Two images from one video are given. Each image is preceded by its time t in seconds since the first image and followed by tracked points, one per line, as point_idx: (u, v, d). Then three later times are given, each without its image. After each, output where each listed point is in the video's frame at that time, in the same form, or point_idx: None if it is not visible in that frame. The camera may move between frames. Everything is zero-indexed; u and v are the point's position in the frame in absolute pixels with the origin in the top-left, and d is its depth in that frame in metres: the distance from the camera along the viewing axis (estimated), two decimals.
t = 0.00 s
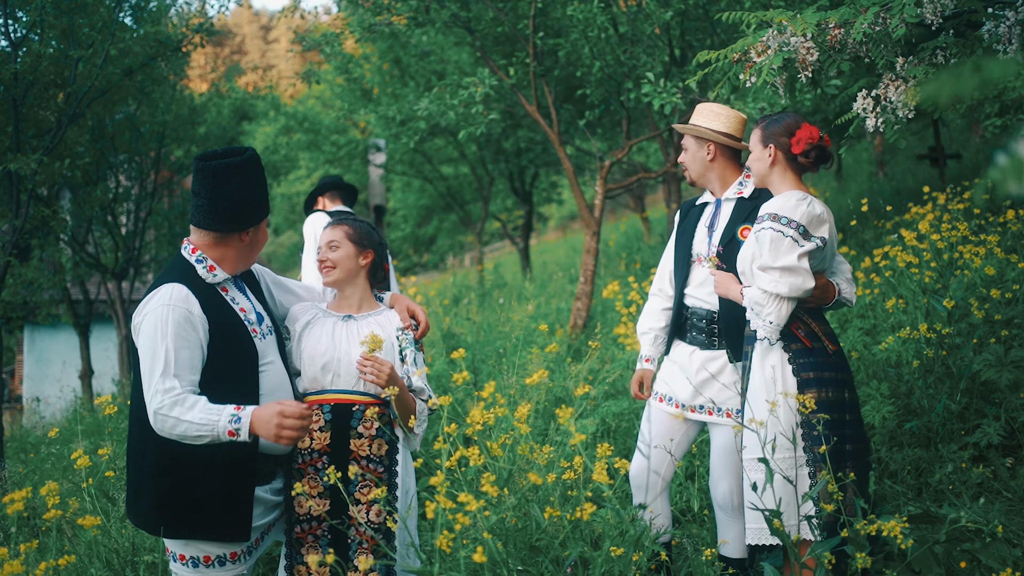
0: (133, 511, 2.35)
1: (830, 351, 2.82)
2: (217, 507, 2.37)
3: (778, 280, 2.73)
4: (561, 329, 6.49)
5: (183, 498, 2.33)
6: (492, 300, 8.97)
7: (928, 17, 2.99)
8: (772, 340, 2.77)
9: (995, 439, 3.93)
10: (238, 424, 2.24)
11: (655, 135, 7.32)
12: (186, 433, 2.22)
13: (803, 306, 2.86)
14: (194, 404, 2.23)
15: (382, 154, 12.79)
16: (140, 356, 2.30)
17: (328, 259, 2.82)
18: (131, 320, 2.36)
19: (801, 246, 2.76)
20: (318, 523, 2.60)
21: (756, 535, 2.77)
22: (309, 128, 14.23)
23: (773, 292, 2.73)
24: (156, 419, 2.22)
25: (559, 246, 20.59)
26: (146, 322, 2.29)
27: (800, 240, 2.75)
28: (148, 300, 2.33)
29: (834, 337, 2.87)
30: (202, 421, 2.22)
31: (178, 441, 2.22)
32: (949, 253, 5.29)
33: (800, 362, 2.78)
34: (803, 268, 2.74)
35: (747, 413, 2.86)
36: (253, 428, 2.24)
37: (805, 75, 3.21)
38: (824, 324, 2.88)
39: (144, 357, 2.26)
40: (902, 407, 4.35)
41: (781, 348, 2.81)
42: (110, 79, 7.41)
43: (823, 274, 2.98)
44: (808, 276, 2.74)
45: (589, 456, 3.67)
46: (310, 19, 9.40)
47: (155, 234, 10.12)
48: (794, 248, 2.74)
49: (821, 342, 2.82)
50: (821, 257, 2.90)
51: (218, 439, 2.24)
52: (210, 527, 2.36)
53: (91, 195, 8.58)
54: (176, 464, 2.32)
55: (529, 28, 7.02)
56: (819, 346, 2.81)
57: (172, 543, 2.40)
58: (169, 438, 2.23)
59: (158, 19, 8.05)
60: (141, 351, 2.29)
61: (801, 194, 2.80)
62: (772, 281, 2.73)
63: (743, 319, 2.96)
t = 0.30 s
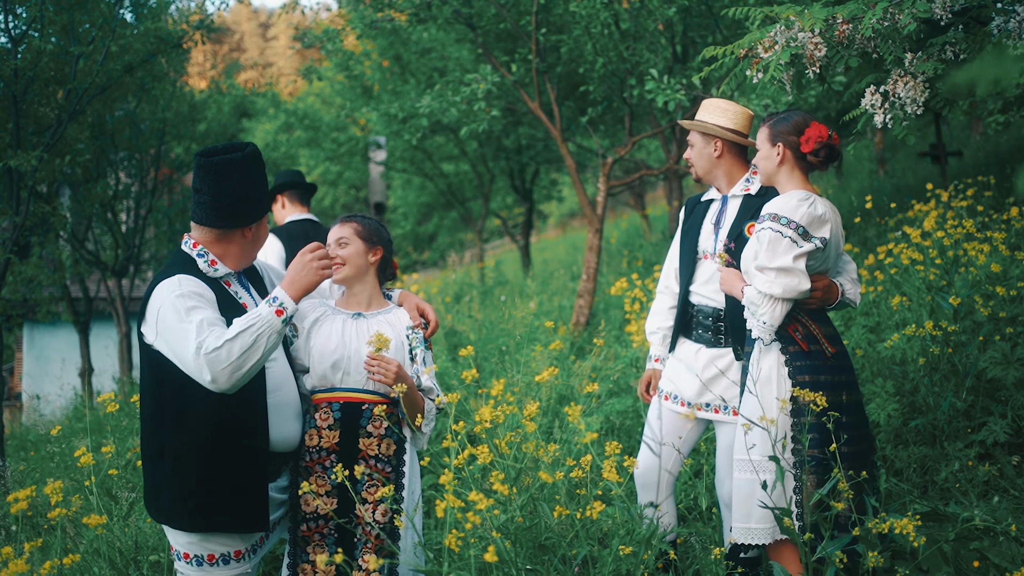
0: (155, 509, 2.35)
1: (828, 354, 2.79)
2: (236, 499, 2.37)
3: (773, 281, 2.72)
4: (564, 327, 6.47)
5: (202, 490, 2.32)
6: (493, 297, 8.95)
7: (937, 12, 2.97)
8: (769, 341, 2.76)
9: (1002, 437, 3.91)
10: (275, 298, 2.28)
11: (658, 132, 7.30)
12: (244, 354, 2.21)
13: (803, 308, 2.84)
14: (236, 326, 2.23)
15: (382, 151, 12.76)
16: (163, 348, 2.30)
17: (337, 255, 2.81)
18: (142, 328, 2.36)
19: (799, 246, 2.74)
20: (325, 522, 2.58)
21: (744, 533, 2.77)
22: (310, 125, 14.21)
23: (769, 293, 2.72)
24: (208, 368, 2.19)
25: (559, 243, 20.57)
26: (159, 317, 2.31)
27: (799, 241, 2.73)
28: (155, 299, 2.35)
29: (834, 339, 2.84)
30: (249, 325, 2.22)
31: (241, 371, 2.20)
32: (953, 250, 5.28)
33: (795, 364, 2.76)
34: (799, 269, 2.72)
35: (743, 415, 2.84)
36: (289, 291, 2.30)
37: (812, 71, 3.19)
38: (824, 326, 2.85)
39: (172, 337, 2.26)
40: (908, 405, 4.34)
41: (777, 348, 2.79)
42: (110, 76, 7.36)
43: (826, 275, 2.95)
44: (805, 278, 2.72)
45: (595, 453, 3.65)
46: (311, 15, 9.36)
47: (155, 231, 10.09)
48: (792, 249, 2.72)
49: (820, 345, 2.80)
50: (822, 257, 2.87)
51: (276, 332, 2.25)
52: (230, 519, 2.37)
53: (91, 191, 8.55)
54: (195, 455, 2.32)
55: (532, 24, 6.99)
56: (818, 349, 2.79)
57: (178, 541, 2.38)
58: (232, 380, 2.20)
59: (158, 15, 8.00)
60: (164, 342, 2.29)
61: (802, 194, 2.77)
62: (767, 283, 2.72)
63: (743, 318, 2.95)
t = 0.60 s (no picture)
0: (164, 505, 2.34)
1: (825, 354, 2.78)
2: (248, 493, 2.35)
3: (767, 281, 2.71)
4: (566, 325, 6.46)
5: (211, 483, 2.32)
6: (494, 295, 8.94)
7: (942, 9, 2.94)
8: (765, 340, 2.75)
9: (1005, 436, 3.91)
10: (280, 227, 2.40)
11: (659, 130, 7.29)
12: (275, 280, 2.30)
13: (800, 308, 2.82)
14: (255, 264, 2.32)
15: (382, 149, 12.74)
16: (183, 328, 2.29)
17: (339, 254, 2.78)
18: (149, 324, 2.34)
19: (793, 247, 2.71)
20: (326, 522, 2.57)
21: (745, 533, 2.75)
22: (309, 123, 14.20)
23: (764, 293, 2.71)
24: (249, 300, 2.25)
25: (558, 241, 20.56)
26: (169, 302, 2.28)
27: (793, 240, 2.71)
28: (159, 292, 2.32)
29: (832, 340, 2.82)
30: (267, 256, 2.32)
31: (279, 294, 2.28)
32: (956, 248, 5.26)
33: (790, 367, 2.76)
34: (793, 270, 2.69)
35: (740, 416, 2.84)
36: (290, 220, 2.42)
37: (816, 68, 3.16)
38: (822, 327, 2.83)
39: (196, 303, 2.26)
40: (912, 404, 4.33)
41: (773, 349, 2.79)
42: (110, 73, 7.33)
43: (823, 274, 2.94)
44: (798, 278, 2.70)
45: (598, 451, 3.65)
46: (311, 12, 9.33)
47: (155, 230, 10.08)
48: (787, 250, 2.70)
49: (817, 345, 2.78)
50: (819, 257, 2.85)
51: (294, 256, 2.36)
52: (242, 513, 2.35)
53: (91, 189, 8.54)
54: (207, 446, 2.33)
55: (532, 21, 6.98)
56: (815, 349, 2.78)
57: (181, 540, 2.37)
58: (275, 305, 2.27)
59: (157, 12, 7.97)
60: (186, 318, 2.27)
61: (797, 194, 2.75)
62: (758, 281, 2.72)
63: (741, 319, 2.94)
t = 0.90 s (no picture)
0: (167, 506, 2.33)
1: (822, 350, 2.77)
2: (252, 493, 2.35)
3: (762, 277, 2.70)
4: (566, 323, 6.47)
5: (214, 483, 2.31)
6: (494, 293, 8.94)
7: (945, 8, 2.94)
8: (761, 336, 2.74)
9: (1006, 435, 3.91)
10: (264, 232, 2.31)
11: (659, 128, 7.29)
12: (280, 289, 2.27)
13: (797, 304, 2.81)
14: (255, 277, 2.26)
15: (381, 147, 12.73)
16: (196, 337, 2.29)
17: (338, 254, 2.77)
18: (155, 328, 2.33)
19: (788, 241, 2.71)
20: (325, 522, 2.56)
21: (749, 532, 2.73)
22: (309, 121, 14.19)
23: (760, 291, 2.70)
24: (264, 317, 2.22)
25: (557, 239, 20.56)
26: (176, 308, 2.27)
27: (788, 235, 2.70)
28: (164, 297, 2.30)
29: (829, 335, 2.81)
30: (264, 267, 2.27)
31: (290, 305, 2.26)
32: (956, 246, 5.26)
33: (789, 363, 2.74)
34: (788, 264, 2.69)
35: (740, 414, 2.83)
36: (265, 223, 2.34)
37: (818, 67, 3.16)
38: (819, 323, 2.82)
39: (210, 319, 2.24)
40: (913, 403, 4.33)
41: (769, 344, 2.79)
42: (110, 71, 7.32)
43: (819, 269, 2.93)
44: (796, 273, 2.69)
45: (600, 450, 3.64)
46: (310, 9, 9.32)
47: (154, 228, 10.08)
48: (781, 244, 2.69)
49: (814, 341, 2.78)
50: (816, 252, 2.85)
51: (287, 259, 2.32)
52: (247, 513, 2.35)
53: (90, 187, 8.54)
54: (209, 446, 2.32)
55: (532, 19, 6.98)
56: (812, 345, 2.77)
57: (183, 541, 2.37)
58: (290, 317, 2.26)
59: (156, 11, 7.96)
60: (200, 330, 2.26)
61: (792, 189, 2.74)
62: (757, 279, 2.70)
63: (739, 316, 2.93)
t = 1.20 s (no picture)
0: (163, 504, 2.31)
1: (822, 349, 2.77)
2: (250, 489, 2.35)
3: (759, 276, 2.69)
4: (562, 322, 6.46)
5: (214, 480, 2.31)
6: (489, 292, 8.93)
7: (942, 7, 2.94)
8: (760, 336, 2.74)
9: (1002, 433, 3.91)
10: (262, 209, 2.31)
11: (655, 127, 7.30)
12: (275, 263, 2.25)
13: (795, 303, 2.81)
14: (249, 251, 2.25)
15: (376, 145, 12.71)
16: (193, 326, 2.27)
17: (338, 252, 2.76)
18: (152, 323, 2.31)
19: (786, 240, 2.70)
20: (321, 522, 2.55)
21: (748, 532, 2.73)
22: (304, 119, 14.15)
23: (758, 291, 2.70)
24: (255, 289, 2.20)
25: (552, 238, 20.58)
26: (172, 302, 2.25)
27: (786, 234, 2.69)
28: (161, 290, 2.29)
29: (828, 334, 2.81)
30: (259, 241, 2.25)
31: (282, 278, 2.24)
32: (952, 245, 5.28)
33: (788, 362, 2.74)
34: (786, 263, 2.68)
35: (739, 414, 2.83)
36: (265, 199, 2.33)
37: (815, 65, 3.16)
38: (818, 321, 2.82)
39: (204, 301, 2.22)
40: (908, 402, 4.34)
41: (768, 343, 2.79)
42: (104, 69, 7.29)
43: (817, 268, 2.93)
44: (794, 273, 2.68)
45: (597, 448, 3.65)
46: (305, 7, 9.29)
47: (148, 227, 10.05)
48: (779, 243, 2.69)
49: (813, 340, 2.78)
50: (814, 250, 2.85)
51: (285, 235, 2.30)
52: (243, 511, 2.34)
53: (84, 185, 8.50)
54: (208, 443, 2.32)
55: (529, 17, 6.97)
56: (812, 344, 2.77)
57: (178, 540, 2.35)
58: (282, 289, 2.23)
59: (151, 9, 7.92)
60: (196, 317, 2.25)
61: (789, 187, 2.73)
62: (754, 278, 2.69)
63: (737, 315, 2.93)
